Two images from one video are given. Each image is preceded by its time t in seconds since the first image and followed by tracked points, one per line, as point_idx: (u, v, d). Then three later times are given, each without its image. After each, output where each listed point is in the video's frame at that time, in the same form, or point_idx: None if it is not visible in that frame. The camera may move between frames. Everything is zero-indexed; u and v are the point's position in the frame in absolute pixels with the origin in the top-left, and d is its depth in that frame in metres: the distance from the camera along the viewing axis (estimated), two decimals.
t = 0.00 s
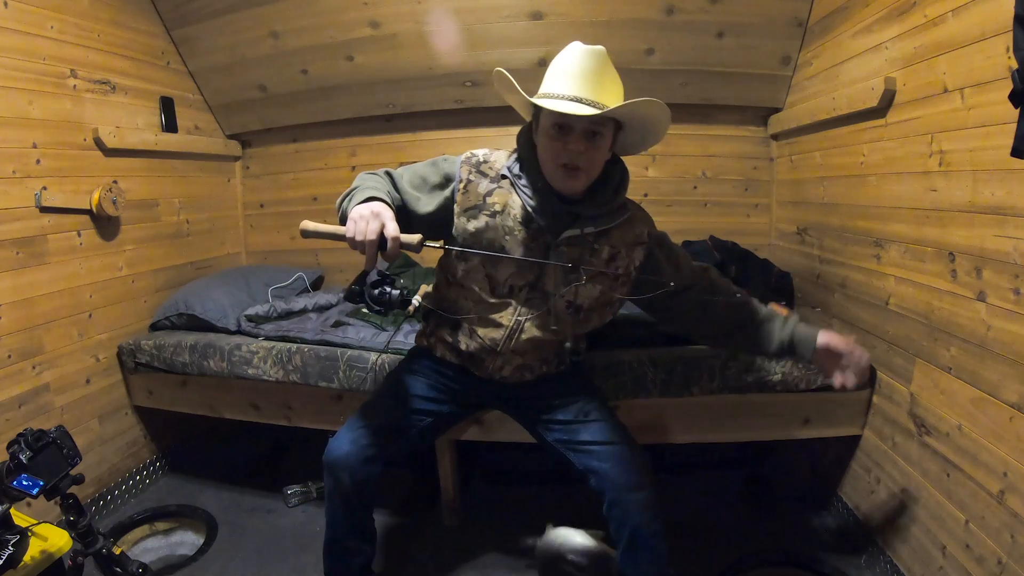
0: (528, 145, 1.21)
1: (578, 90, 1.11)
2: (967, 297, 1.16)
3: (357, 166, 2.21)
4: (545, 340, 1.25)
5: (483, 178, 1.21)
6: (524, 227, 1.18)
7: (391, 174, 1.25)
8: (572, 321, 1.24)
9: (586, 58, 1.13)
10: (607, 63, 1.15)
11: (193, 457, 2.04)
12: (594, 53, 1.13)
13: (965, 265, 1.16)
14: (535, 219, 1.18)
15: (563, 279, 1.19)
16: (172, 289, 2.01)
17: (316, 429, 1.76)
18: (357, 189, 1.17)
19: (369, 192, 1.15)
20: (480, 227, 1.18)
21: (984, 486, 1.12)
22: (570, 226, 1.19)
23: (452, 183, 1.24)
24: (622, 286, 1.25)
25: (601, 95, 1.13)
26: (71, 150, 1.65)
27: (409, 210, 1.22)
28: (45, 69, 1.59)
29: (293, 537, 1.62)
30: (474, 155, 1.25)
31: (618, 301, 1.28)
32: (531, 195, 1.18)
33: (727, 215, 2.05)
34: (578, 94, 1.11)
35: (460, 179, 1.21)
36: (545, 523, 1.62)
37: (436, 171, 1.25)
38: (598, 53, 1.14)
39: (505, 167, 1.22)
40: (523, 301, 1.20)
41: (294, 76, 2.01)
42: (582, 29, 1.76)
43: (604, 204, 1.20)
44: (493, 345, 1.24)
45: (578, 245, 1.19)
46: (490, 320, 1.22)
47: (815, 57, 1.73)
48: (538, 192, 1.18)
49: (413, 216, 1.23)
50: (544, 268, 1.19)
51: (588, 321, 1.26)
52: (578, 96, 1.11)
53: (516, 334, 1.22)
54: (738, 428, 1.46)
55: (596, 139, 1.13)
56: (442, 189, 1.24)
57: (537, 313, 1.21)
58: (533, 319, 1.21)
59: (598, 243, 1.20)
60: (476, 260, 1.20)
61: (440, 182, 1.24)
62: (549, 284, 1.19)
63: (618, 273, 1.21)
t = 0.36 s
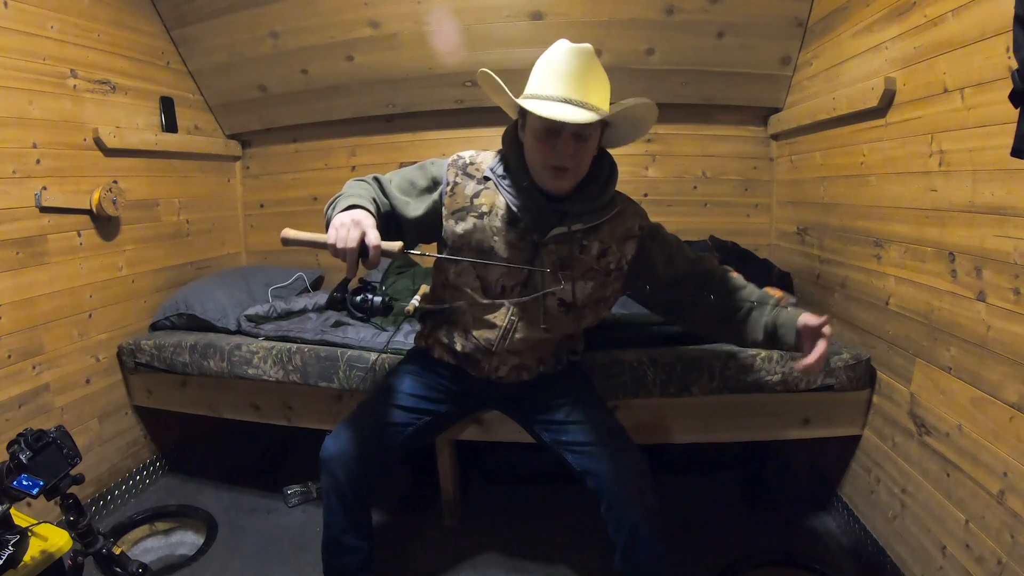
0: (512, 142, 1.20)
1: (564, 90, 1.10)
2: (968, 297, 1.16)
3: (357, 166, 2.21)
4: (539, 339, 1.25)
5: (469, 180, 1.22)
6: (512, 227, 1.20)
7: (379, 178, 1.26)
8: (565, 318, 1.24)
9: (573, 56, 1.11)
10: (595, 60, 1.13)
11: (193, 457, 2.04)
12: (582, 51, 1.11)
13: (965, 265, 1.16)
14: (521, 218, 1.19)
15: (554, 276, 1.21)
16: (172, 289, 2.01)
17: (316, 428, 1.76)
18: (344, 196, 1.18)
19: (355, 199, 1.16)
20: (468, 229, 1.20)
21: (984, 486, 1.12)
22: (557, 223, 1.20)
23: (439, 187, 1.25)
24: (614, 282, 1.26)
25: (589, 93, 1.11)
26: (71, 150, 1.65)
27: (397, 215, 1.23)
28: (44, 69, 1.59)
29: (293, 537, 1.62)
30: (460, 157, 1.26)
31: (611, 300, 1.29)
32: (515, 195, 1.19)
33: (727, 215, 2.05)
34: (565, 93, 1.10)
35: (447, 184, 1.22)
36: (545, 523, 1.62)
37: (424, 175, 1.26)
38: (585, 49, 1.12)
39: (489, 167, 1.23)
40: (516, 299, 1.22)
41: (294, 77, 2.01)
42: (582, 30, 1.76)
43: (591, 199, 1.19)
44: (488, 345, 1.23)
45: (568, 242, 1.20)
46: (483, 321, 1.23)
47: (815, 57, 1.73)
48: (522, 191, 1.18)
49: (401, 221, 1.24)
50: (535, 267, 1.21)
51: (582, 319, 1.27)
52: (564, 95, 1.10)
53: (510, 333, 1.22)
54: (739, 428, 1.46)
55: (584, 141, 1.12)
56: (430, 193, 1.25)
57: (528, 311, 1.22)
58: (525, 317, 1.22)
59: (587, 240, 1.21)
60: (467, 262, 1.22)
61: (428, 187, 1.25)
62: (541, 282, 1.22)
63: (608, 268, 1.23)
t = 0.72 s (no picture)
0: (516, 150, 1.18)
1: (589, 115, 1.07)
2: (967, 297, 1.16)
3: (357, 166, 2.21)
4: (538, 342, 1.24)
5: (470, 185, 1.21)
6: (514, 234, 1.18)
7: (376, 183, 1.25)
8: (564, 327, 1.23)
9: (604, 77, 1.07)
10: (627, 85, 1.09)
11: (193, 457, 2.04)
12: (615, 71, 1.06)
13: (965, 265, 1.16)
14: (523, 225, 1.18)
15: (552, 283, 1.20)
16: (172, 289, 2.01)
17: (316, 429, 1.76)
18: (339, 205, 1.17)
19: (352, 207, 1.15)
20: (468, 235, 1.19)
21: (984, 486, 1.12)
22: (558, 230, 1.18)
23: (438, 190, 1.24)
24: (614, 289, 1.25)
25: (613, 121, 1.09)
26: (72, 150, 1.65)
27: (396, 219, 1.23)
28: (45, 69, 1.59)
29: (293, 537, 1.62)
30: (461, 161, 1.25)
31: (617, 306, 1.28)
32: (518, 202, 1.17)
33: (727, 215, 2.05)
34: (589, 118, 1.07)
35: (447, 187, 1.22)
36: (545, 523, 1.62)
37: (422, 179, 1.26)
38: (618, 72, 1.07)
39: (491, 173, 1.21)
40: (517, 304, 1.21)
41: (294, 77, 2.01)
42: (581, 30, 1.76)
43: (592, 207, 1.18)
44: (487, 349, 1.23)
45: (568, 248, 1.19)
46: (482, 325, 1.22)
47: (815, 57, 1.73)
48: (525, 199, 1.16)
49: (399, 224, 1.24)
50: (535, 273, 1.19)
51: (581, 324, 1.26)
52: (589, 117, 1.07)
53: (509, 337, 1.22)
54: (739, 428, 1.46)
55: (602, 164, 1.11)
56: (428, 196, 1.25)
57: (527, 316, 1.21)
58: (525, 322, 1.21)
59: (587, 246, 1.20)
60: (467, 268, 1.21)
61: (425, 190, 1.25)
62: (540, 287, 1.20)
63: (608, 274, 1.21)
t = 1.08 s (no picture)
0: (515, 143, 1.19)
1: (587, 112, 1.07)
2: (967, 297, 1.16)
3: (357, 166, 2.21)
4: (539, 335, 1.24)
5: (472, 179, 1.22)
6: (514, 225, 1.20)
7: (382, 181, 1.25)
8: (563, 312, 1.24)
9: (601, 75, 1.07)
10: (623, 80, 1.10)
11: (193, 457, 2.04)
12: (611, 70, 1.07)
13: (965, 265, 1.16)
14: (523, 216, 1.19)
15: (554, 276, 1.22)
16: (172, 288, 2.01)
17: (316, 428, 1.76)
18: (377, 213, 1.16)
19: (392, 214, 1.14)
20: (470, 229, 1.20)
21: (984, 486, 1.12)
22: (557, 221, 1.20)
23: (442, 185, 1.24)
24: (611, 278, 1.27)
25: (611, 116, 1.09)
26: (72, 150, 1.65)
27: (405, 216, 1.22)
28: (45, 69, 1.59)
29: (293, 537, 1.61)
30: (462, 155, 1.25)
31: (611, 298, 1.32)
32: (518, 194, 1.17)
33: (727, 215, 2.05)
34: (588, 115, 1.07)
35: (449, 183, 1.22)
36: (545, 522, 1.62)
37: (425, 174, 1.25)
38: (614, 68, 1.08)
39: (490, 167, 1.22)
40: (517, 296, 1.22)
41: (294, 76, 2.01)
42: (581, 30, 1.76)
43: (589, 198, 1.21)
44: (487, 343, 1.22)
45: (567, 239, 1.21)
46: (483, 319, 1.22)
47: (815, 57, 1.73)
48: (525, 191, 1.17)
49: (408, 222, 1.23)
50: (536, 264, 1.20)
51: (579, 313, 1.29)
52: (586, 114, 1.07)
53: (510, 331, 1.22)
54: (740, 428, 1.46)
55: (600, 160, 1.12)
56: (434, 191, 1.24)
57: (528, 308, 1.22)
58: (526, 314, 1.22)
59: (585, 237, 1.22)
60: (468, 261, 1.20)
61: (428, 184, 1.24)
62: (541, 280, 1.21)
63: (603, 264, 1.24)
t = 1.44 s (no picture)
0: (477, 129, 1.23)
1: (543, 96, 1.14)
2: (968, 297, 1.16)
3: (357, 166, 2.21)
4: (507, 310, 1.25)
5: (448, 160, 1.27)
6: (476, 205, 1.24)
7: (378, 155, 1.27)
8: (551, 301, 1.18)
9: (557, 65, 1.15)
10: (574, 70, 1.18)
11: (193, 457, 2.04)
12: (567, 63, 1.16)
13: (965, 265, 1.16)
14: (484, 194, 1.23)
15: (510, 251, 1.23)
16: (172, 289, 2.01)
17: (316, 429, 1.76)
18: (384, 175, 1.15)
19: (402, 176, 1.13)
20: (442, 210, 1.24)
21: (984, 486, 1.12)
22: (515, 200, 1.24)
23: (426, 167, 1.27)
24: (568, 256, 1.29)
25: (566, 100, 1.16)
26: (72, 150, 1.65)
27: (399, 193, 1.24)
28: (45, 70, 1.59)
29: (293, 537, 1.61)
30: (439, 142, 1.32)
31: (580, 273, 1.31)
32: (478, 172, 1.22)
33: (727, 215, 2.05)
34: (545, 99, 1.13)
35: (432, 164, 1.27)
36: (546, 522, 1.62)
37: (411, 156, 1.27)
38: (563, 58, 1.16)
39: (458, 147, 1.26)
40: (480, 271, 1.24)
41: (294, 76, 2.01)
42: (581, 30, 1.75)
43: (546, 179, 1.25)
44: (462, 320, 1.25)
45: (525, 215, 1.24)
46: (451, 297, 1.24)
47: (815, 57, 1.73)
48: (485, 171, 1.21)
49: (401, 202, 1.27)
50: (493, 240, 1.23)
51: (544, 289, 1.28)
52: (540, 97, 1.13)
53: (479, 307, 1.23)
54: (740, 428, 1.46)
55: (556, 141, 1.16)
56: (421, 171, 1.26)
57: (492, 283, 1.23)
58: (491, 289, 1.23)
59: (540, 214, 1.25)
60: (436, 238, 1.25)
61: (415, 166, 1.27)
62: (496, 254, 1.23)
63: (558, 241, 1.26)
